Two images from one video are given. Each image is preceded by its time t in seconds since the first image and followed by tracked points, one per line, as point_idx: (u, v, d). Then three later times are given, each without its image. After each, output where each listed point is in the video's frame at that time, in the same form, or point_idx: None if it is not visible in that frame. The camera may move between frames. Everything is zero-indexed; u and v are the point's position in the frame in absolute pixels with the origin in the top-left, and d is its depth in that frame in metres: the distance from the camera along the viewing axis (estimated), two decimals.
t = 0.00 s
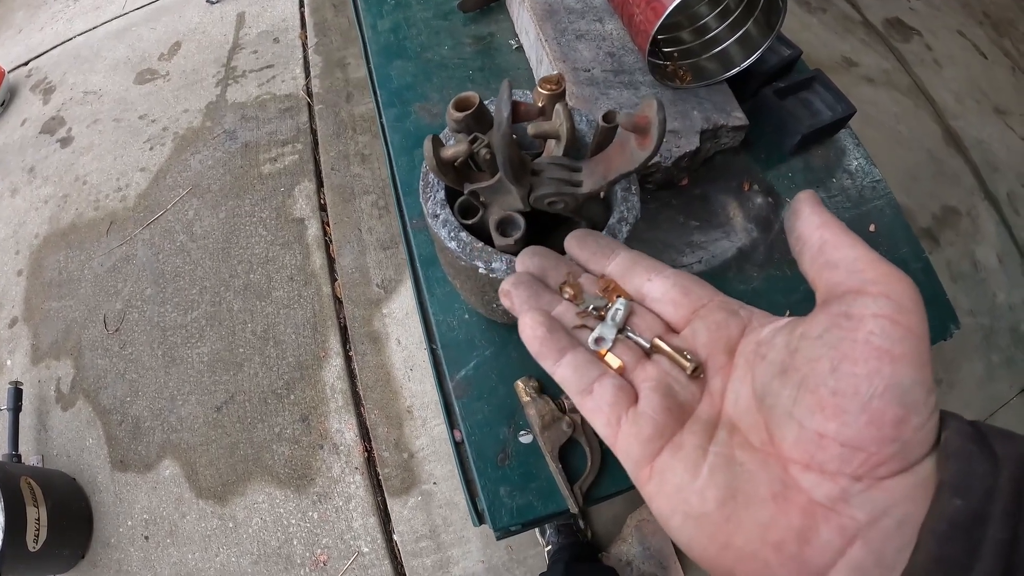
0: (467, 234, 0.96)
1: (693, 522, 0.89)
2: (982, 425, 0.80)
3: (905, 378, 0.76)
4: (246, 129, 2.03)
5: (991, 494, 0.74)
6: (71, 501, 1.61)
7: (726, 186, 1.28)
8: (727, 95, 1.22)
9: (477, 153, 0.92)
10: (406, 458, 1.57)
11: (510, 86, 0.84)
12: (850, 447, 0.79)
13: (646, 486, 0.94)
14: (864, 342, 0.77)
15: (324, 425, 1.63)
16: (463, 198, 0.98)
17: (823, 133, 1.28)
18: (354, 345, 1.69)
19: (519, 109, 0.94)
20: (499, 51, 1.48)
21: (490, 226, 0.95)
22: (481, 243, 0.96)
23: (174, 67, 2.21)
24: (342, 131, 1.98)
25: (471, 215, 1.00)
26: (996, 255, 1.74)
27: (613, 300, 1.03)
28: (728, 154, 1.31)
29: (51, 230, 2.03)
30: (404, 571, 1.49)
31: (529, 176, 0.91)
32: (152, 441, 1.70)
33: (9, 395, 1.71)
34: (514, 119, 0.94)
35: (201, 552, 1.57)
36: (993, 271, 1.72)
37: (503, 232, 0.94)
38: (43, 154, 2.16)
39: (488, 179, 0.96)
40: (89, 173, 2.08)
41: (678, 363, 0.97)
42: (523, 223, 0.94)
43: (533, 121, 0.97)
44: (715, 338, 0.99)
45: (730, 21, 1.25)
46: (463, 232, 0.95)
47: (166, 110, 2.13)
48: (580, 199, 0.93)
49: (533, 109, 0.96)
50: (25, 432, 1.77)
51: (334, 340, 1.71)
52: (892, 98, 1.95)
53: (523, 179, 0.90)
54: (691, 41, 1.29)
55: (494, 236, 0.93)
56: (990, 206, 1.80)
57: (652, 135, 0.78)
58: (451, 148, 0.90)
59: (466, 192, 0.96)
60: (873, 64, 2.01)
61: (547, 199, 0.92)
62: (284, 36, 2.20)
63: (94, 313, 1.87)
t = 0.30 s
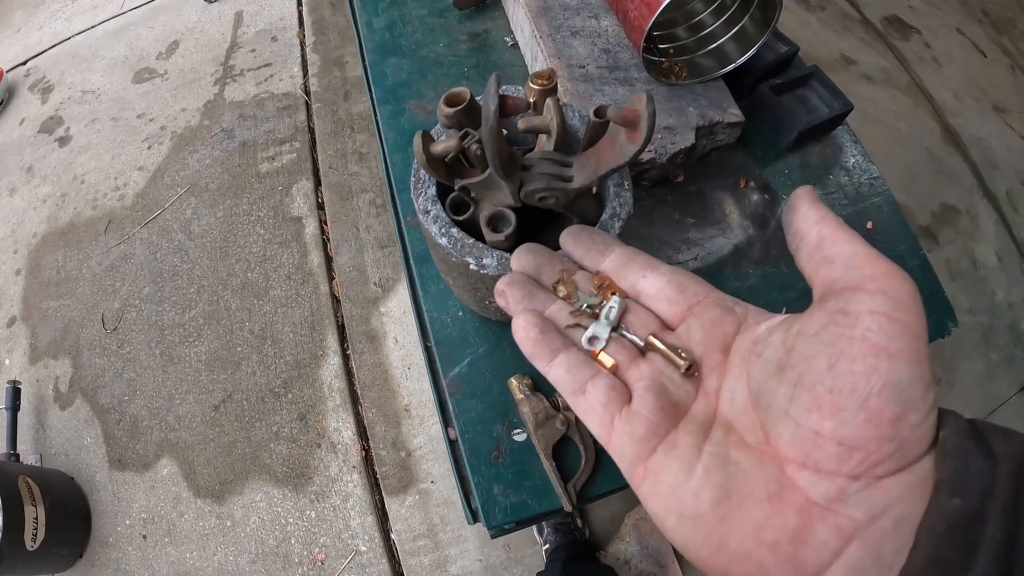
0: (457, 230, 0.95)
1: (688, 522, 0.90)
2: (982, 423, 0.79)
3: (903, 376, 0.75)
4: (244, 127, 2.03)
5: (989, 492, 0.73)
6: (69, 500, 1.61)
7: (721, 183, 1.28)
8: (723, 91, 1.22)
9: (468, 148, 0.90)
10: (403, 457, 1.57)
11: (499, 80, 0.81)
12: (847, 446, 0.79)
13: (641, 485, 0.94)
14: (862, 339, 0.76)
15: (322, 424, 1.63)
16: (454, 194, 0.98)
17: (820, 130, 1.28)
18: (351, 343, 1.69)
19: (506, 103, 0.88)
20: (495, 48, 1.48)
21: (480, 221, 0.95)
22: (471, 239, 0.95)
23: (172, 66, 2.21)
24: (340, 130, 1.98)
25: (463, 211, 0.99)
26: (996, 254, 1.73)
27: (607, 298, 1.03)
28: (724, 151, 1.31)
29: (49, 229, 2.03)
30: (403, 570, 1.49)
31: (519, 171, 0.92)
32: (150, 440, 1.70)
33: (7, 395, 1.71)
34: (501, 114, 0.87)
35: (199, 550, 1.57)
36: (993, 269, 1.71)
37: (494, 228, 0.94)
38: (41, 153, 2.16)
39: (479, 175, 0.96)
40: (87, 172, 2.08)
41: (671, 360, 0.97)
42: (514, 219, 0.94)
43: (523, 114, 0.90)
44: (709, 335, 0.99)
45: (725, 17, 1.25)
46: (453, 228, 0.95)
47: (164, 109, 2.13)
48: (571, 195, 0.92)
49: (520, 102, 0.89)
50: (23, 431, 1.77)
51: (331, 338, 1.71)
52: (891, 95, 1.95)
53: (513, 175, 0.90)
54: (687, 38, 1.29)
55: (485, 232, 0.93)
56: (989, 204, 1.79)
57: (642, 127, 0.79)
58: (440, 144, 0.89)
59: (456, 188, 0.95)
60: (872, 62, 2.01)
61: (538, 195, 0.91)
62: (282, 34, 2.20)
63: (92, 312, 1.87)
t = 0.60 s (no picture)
0: (447, 227, 0.95)
1: (684, 519, 0.88)
2: (979, 420, 0.79)
3: (901, 372, 0.75)
4: (241, 127, 2.03)
5: (986, 489, 0.73)
6: (67, 499, 1.61)
7: (716, 180, 1.28)
8: (717, 88, 1.22)
9: (458, 146, 0.91)
10: (400, 456, 1.57)
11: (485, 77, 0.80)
12: (844, 442, 0.78)
13: (636, 483, 0.93)
14: (859, 335, 0.76)
15: (319, 422, 1.63)
16: (445, 191, 0.98)
17: (815, 127, 1.28)
18: (348, 342, 1.69)
19: (493, 100, 0.86)
20: (489, 46, 1.48)
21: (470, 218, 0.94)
22: (461, 236, 0.95)
23: (170, 65, 2.21)
24: (337, 129, 1.98)
25: (453, 208, 0.99)
26: (993, 252, 1.73)
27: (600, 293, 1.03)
28: (719, 148, 1.31)
29: (47, 229, 2.03)
30: (400, 569, 1.49)
31: (508, 168, 0.90)
32: (148, 439, 1.70)
33: (5, 394, 1.71)
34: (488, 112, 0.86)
35: (197, 549, 1.57)
36: (990, 267, 1.71)
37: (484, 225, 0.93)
38: (39, 153, 2.16)
39: (468, 172, 0.96)
40: (85, 172, 2.08)
41: (663, 356, 0.97)
42: (504, 216, 0.93)
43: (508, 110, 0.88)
44: (704, 330, 0.99)
45: (719, 15, 1.25)
46: (443, 225, 0.95)
47: (161, 109, 2.13)
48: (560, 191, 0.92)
49: (507, 98, 0.88)
50: (22, 430, 1.77)
51: (328, 337, 1.71)
52: (888, 94, 1.95)
53: (502, 172, 0.89)
54: (681, 35, 1.29)
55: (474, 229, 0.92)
56: (987, 203, 1.79)
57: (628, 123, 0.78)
58: (430, 141, 0.89)
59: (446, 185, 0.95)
60: (869, 60, 2.01)
61: (526, 191, 0.91)
62: (280, 34, 2.20)
63: (90, 312, 1.87)
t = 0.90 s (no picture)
0: (442, 226, 0.94)
1: (676, 504, 0.88)
2: (965, 404, 0.79)
3: (879, 355, 0.75)
4: (238, 127, 2.03)
5: (969, 467, 0.73)
6: (65, 502, 1.60)
7: (714, 178, 1.28)
8: (714, 85, 1.22)
9: (453, 143, 0.91)
10: (399, 457, 1.57)
11: (478, 72, 0.80)
12: (827, 424, 0.78)
13: (632, 473, 0.93)
14: (837, 322, 0.77)
15: (317, 423, 1.62)
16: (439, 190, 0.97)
17: (814, 124, 1.27)
18: (346, 343, 1.69)
19: (486, 96, 0.85)
20: (485, 45, 1.47)
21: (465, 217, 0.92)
22: (456, 235, 0.94)
23: (167, 66, 2.21)
24: (334, 129, 1.97)
25: (448, 207, 0.99)
26: (992, 249, 1.73)
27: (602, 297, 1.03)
28: (717, 146, 1.30)
29: (44, 230, 2.02)
30: (399, 570, 1.49)
31: (503, 165, 0.89)
32: (146, 441, 1.69)
33: (2, 397, 1.70)
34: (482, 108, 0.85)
35: (195, 552, 1.57)
36: (989, 264, 1.71)
37: (479, 224, 0.91)
38: (36, 154, 2.16)
39: (464, 169, 0.95)
40: (82, 173, 2.07)
41: (661, 352, 0.97)
42: (500, 215, 0.91)
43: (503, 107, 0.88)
44: (699, 328, 0.98)
45: (717, 12, 1.25)
46: (438, 224, 0.94)
47: (158, 110, 2.12)
48: (556, 189, 0.90)
49: (501, 94, 0.87)
50: (20, 433, 1.76)
51: (326, 337, 1.70)
52: (886, 91, 1.95)
53: (496, 169, 0.88)
54: (678, 33, 1.29)
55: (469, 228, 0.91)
56: (986, 200, 1.79)
57: (626, 117, 0.77)
58: (423, 138, 0.87)
59: (441, 183, 0.95)
60: (867, 58, 2.00)
61: (522, 189, 0.90)
62: (277, 34, 2.19)
63: (87, 314, 1.87)
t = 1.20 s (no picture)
0: (444, 238, 0.94)
1: (659, 467, 0.88)
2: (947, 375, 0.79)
3: (847, 316, 0.74)
4: (235, 130, 2.02)
5: (948, 426, 0.72)
6: (64, 508, 1.59)
7: (716, 184, 1.27)
8: (716, 89, 1.21)
9: (455, 154, 0.89)
10: (399, 461, 1.56)
11: (483, 84, 0.78)
12: (799, 385, 0.78)
13: (624, 445, 0.94)
14: (807, 288, 0.77)
15: (317, 428, 1.62)
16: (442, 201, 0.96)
17: (816, 128, 1.27)
18: (345, 347, 1.68)
19: (491, 109, 0.86)
20: (485, 49, 1.47)
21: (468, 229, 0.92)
22: (459, 248, 0.94)
23: (163, 69, 2.20)
24: (332, 132, 1.97)
25: (451, 219, 0.97)
26: (991, 249, 1.73)
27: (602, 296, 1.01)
28: (719, 151, 1.30)
29: (41, 235, 2.01)
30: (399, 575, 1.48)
31: (507, 178, 0.88)
32: (145, 446, 1.68)
33: None
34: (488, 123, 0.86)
35: (195, 557, 1.56)
36: (988, 264, 1.71)
37: (483, 237, 0.91)
38: (33, 158, 2.15)
39: (467, 182, 0.93)
40: (79, 177, 2.06)
41: (655, 333, 0.98)
42: (503, 226, 0.92)
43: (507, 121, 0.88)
44: (694, 313, 0.98)
45: (719, 15, 1.24)
46: (441, 236, 0.94)
47: (155, 113, 2.12)
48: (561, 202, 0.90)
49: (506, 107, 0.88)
50: (18, 438, 1.76)
51: (325, 341, 1.70)
52: (885, 90, 1.94)
53: (500, 182, 0.87)
54: (680, 37, 1.28)
55: (473, 241, 0.91)
56: (985, 200, 1.79)
57: (633, 130, 0.77)
58: (426, 150, 0.87)
59: (443, 195, 0.93)
60: (865, 57, 2.00)
61: (527, 202, 0.89)
62: (273, 36, 2.18)
63: (85, 318, 1.86)
